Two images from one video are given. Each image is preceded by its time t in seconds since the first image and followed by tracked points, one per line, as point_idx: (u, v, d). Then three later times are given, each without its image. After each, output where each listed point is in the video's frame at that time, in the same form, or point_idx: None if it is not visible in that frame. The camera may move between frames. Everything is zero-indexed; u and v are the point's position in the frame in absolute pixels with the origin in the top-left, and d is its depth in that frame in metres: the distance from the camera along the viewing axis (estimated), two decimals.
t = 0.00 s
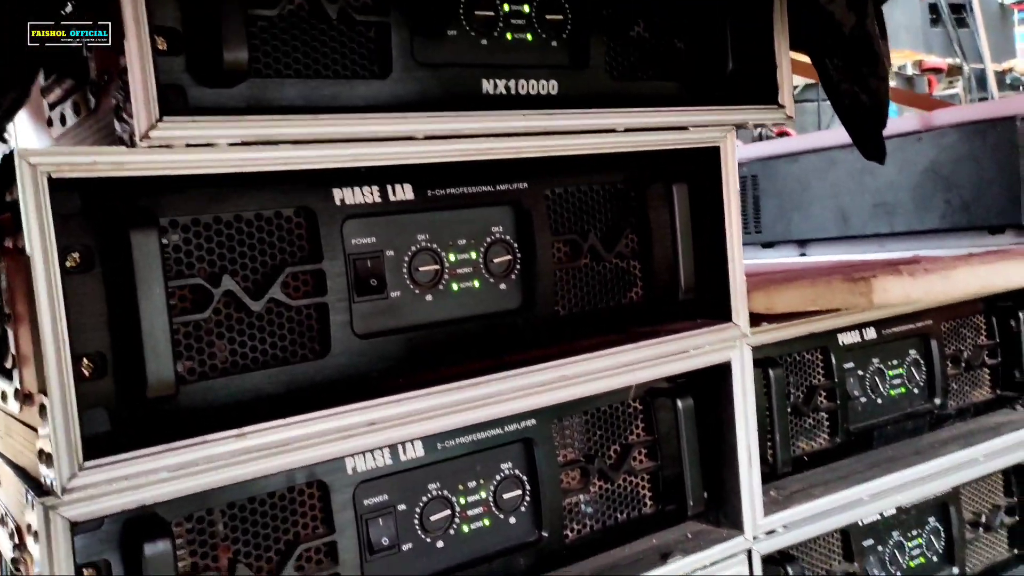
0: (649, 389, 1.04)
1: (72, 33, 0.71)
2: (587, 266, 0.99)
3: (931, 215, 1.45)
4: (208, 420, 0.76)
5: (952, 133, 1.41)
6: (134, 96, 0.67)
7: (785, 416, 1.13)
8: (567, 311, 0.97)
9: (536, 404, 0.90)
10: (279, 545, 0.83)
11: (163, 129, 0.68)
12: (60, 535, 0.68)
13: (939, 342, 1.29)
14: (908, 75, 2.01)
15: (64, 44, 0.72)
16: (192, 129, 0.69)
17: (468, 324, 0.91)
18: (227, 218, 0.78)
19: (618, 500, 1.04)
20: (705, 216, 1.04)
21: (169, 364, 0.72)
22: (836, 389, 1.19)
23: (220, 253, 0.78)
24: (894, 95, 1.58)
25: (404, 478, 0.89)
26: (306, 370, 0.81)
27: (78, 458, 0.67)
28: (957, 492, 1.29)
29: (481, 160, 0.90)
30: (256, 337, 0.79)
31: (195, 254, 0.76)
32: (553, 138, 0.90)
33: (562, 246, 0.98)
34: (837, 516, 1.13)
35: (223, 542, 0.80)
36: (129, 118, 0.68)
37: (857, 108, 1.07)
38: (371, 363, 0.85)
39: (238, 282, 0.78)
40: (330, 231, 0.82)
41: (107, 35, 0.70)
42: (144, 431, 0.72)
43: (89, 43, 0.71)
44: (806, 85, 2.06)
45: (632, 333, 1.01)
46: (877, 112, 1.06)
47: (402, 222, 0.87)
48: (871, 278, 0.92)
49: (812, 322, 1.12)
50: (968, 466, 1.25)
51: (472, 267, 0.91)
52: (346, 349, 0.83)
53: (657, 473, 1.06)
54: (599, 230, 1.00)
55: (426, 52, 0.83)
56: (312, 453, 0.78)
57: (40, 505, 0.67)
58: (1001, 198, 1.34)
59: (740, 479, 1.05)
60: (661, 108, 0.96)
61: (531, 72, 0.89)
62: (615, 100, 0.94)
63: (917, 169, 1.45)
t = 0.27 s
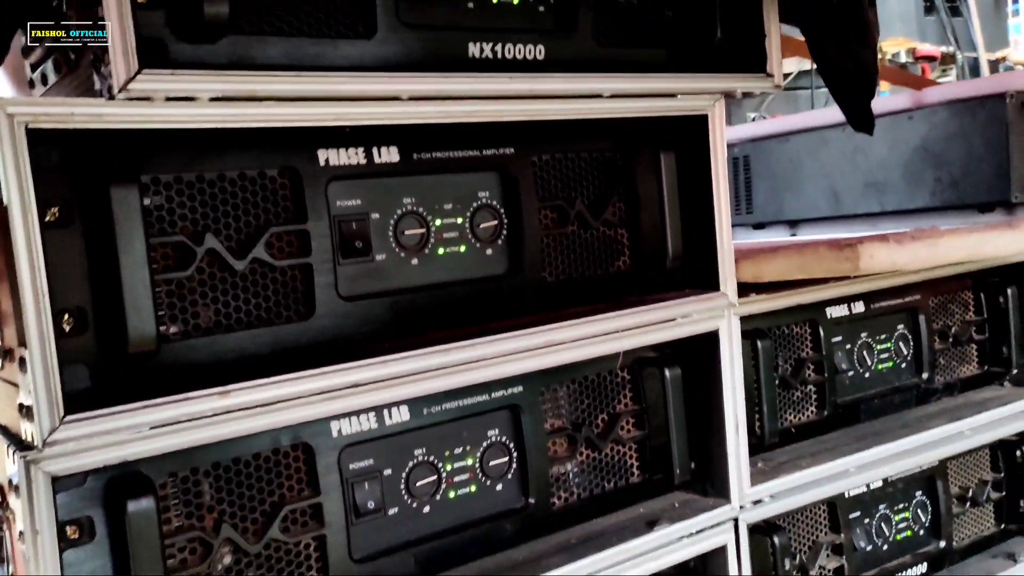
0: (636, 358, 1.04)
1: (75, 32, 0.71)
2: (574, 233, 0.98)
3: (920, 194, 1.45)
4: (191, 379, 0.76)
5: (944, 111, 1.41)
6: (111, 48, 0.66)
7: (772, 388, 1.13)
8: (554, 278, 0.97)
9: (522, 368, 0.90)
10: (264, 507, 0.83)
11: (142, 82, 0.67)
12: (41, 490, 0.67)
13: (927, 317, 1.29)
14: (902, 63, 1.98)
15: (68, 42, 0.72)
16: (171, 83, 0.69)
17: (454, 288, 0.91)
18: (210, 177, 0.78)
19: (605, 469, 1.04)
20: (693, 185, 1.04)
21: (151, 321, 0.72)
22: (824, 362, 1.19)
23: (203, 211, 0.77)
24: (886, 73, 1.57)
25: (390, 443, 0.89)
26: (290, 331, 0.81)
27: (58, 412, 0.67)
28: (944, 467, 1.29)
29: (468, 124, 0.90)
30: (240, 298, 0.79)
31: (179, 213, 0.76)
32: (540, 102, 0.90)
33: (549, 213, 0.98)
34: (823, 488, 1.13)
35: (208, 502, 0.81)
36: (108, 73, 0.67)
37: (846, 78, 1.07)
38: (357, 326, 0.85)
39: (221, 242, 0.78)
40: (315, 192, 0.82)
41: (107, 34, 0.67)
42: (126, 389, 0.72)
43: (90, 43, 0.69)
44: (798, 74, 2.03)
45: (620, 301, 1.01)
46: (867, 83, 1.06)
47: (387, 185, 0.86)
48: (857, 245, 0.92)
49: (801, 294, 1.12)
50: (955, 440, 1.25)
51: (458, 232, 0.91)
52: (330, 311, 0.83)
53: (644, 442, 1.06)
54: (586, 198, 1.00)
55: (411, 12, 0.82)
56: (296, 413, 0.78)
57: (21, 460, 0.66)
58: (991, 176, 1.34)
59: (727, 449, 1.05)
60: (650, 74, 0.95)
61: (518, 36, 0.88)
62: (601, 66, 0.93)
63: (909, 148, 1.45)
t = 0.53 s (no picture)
0: (626, 330, 1.04)
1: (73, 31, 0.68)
2: (563, 203, 0.98)
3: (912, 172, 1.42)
4: (176, 342, 0.75)
5: (936, 89, 1.39)
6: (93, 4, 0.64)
7: (762, 361, 1.13)
8: (543, 248, 0.97)
9: (510, 337, 0.90)
10: (251, 473, 0.83)
11: (124, 40, 0.66)
12: (25, 451, 0.67)
13: (917, 294, 1.29)
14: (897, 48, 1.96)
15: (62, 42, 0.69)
16: (154, 41, 0.68)
17: (442, 256, 0.90)
18: (196, 140, 0.77)
19: (594, 441, 1.04)
20: (684, 156, 1.03)
21: (136, 284, 0.72)
22: (814, 337, 1.19)
23: (189, 174, 0.77)
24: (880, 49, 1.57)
25: (377, 411, 0.89)
26: (276, 296, 0.80)
27: (41, 370, 0.66)
28: (932, 442, 1.30)
29: (456, 91, 0.89)
30: (226, 262, 0.79)
31: (164, 176, 0.76)
32: (529, 70, 0.89)
33: (538, 182, 0.97)
34: (811, 462, 1.14)
35: (195, 468, 0.80)
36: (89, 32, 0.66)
37: (838, 50, 1.06)
38: (344, 292, 0.84)
39: (206, 206, 0.77)
40: (301, 158, 0.81)
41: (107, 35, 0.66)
42: (110, 351, 0.72)
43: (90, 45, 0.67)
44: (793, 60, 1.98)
45: (609, 272, 1.00)
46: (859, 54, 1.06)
47: (375, 152, 0.86)
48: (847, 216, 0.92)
49: (790, 268, 1.12)
50: (943, 415, 1.26)
51: (446, 200, 0.90)
52: (317, 277, 0.82)
53: (633, 414, 1.06)
54: (576, 168, 1.00)
55: None
56: (282, 378, 0.78)
57: (3, 419, 0.66)
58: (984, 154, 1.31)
59: (716, 421, 1.05)
60: (642, 44, 0.95)
61: (507, 3, 0.87)
62: (592, 35, 0.92)
63: (901, 126, 1.43)
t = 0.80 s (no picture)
0: (621, 299, 1.04)
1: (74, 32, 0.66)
2: (559, 169, 0.98)
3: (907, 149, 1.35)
4: (171, 301, 0.75)
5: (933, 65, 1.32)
6: None
7: (756, 332, 1.14)
8: (539, 215, 0.97)
9: (506, 302, 0.90)
10: (247, 435, 0.83)
11: None
12: (20, 406, 0.67)
13: (911, 268, 1.30)
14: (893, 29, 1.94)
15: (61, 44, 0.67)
16: None
17: (438, 221, 0.90)
18: (191, 98, 0.76)
19: (589, 409, 1.04)
20: (681, 125, 1.03)
21: (131, 241, 0.72)
22: (808, 309, 1.19)
23: (184, 133, 0.77)
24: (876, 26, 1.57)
25: (373, 375, 0.89)
26: (272, 257, 0.80)
27: (37, 325, 0.66)
28: (924, 416, 1.31)
29: (454, 55, 0.89)
30: (221, 223, 0.78)
31: (160, 134, 0.75)
32: (528, 34, 0.89)
33: (534, 149, 0.97)
34: (804, 432, 1.14)
35: (190, 430, 0.80)
36: None
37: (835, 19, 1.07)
38: (341, 255, 0.84)
39: (202, 164, 0.77)
40: (298, 119, 0.81)
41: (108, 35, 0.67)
42: (106, 308, 0.72)
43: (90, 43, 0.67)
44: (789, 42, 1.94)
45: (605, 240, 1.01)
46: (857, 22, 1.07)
47: (371, 115, 0.85)
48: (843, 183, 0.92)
49: (785, 239, 1.12)
50: (935, 388, 1.27)
51: (443, 165, 0.90)
52: (313, 239, 0.82)
53: (628, 383, 1.06)
54: (573, 135, 1.00)
55: None
56: (278, 338, 0.78)
57: None
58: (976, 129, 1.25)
59: (711, 390, 1.06)
60: (641, 10, 0.94)
61: None
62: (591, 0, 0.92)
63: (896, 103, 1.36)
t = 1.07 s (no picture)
0: (610, 269, 1.05)
1: (73, 33, 0.69)
2: (550, 138, 0.98)
3: (896, 128, 1.34)
4: (159, 260, 0.75)
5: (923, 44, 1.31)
6: None
7: (744, 305, 1.14)
8: (529, 183, 0.97)
9: (495, 269, 0.90)
10: (235, 398, 0.84)
11: None
12: (6, 360, 0.67)
13: (899, 245, 1.31)
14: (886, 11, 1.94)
15: (63, 44, 0.69)
16: None
17: (428, 187, 0.90)
18: (178, 57, 0.76)
19: (577, 379, 1.05)
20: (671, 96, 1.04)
21: (118, 197, 0.71)
22: (796, 284, 1.20)
23: (172, 91, 0.76)
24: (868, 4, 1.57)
25: (361, 340, 0.89)
26: (261, 219, 0.80)
27: (23, 281, 0.66)
28: (908, 392, 1.32)
29: (445, 20, 0.89)
30: (210, 184, 0.78)
31: (147, 93, 0.75)
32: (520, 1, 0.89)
33: (525, 117, 0.97)
34: (790, 405, 1.15)
35: (178, 391, 0.81)
36: None
37: None
38: (330, 219, 0.84)
39: (190, 123, 0.77)
40: (287, 80, 0.81)
41: (107, 35, 0.71)
42: (93, 265, 0.71)
43: (89, 44, 0.70)
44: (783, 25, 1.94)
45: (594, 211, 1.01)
46: None
47: (362, 78, 0.85)
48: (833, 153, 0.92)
49: (773, 213, 1.13)
50: (919, 364, 1.28)
51: (433, 131, 0.90)
52: (302, 202, 0.82)
53: (616, 353, 1.07)
54: (564, 104, 0.99)
55: None
56: (266, 300, 0.78)
57: None
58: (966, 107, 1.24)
59: (699, 361, 1.06)
60: None
61: None
62: None
63: (886, 82, 1.36)
